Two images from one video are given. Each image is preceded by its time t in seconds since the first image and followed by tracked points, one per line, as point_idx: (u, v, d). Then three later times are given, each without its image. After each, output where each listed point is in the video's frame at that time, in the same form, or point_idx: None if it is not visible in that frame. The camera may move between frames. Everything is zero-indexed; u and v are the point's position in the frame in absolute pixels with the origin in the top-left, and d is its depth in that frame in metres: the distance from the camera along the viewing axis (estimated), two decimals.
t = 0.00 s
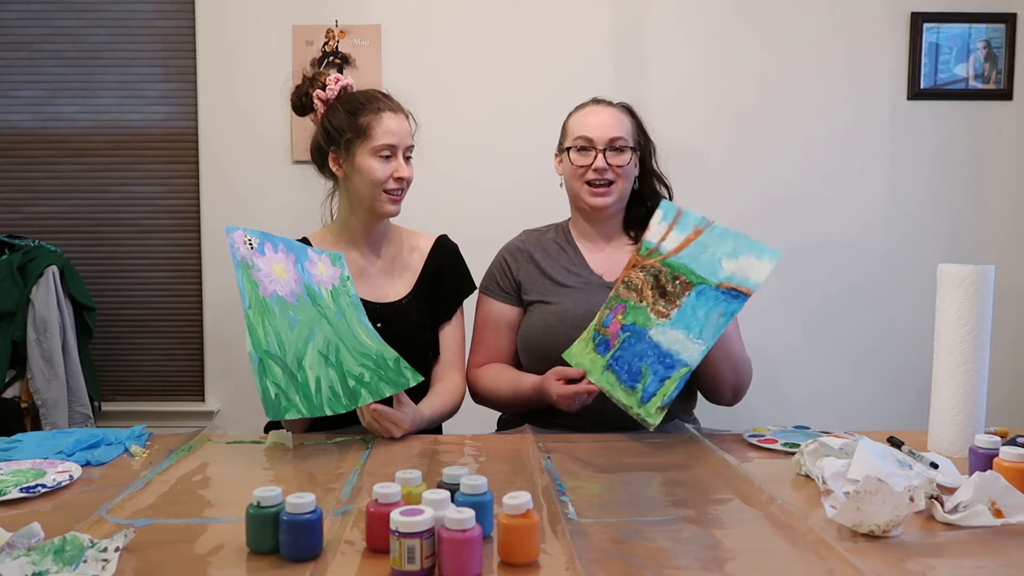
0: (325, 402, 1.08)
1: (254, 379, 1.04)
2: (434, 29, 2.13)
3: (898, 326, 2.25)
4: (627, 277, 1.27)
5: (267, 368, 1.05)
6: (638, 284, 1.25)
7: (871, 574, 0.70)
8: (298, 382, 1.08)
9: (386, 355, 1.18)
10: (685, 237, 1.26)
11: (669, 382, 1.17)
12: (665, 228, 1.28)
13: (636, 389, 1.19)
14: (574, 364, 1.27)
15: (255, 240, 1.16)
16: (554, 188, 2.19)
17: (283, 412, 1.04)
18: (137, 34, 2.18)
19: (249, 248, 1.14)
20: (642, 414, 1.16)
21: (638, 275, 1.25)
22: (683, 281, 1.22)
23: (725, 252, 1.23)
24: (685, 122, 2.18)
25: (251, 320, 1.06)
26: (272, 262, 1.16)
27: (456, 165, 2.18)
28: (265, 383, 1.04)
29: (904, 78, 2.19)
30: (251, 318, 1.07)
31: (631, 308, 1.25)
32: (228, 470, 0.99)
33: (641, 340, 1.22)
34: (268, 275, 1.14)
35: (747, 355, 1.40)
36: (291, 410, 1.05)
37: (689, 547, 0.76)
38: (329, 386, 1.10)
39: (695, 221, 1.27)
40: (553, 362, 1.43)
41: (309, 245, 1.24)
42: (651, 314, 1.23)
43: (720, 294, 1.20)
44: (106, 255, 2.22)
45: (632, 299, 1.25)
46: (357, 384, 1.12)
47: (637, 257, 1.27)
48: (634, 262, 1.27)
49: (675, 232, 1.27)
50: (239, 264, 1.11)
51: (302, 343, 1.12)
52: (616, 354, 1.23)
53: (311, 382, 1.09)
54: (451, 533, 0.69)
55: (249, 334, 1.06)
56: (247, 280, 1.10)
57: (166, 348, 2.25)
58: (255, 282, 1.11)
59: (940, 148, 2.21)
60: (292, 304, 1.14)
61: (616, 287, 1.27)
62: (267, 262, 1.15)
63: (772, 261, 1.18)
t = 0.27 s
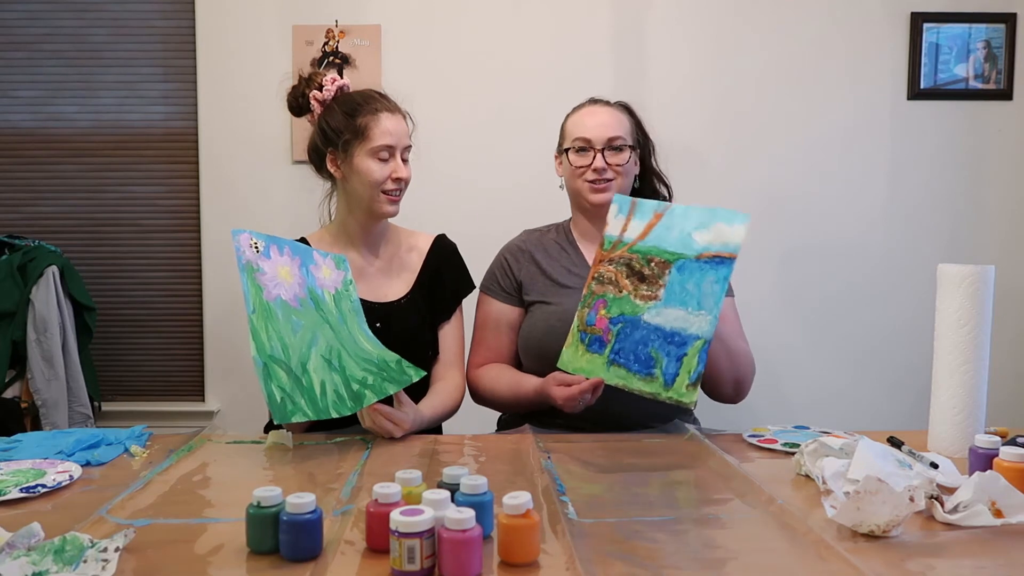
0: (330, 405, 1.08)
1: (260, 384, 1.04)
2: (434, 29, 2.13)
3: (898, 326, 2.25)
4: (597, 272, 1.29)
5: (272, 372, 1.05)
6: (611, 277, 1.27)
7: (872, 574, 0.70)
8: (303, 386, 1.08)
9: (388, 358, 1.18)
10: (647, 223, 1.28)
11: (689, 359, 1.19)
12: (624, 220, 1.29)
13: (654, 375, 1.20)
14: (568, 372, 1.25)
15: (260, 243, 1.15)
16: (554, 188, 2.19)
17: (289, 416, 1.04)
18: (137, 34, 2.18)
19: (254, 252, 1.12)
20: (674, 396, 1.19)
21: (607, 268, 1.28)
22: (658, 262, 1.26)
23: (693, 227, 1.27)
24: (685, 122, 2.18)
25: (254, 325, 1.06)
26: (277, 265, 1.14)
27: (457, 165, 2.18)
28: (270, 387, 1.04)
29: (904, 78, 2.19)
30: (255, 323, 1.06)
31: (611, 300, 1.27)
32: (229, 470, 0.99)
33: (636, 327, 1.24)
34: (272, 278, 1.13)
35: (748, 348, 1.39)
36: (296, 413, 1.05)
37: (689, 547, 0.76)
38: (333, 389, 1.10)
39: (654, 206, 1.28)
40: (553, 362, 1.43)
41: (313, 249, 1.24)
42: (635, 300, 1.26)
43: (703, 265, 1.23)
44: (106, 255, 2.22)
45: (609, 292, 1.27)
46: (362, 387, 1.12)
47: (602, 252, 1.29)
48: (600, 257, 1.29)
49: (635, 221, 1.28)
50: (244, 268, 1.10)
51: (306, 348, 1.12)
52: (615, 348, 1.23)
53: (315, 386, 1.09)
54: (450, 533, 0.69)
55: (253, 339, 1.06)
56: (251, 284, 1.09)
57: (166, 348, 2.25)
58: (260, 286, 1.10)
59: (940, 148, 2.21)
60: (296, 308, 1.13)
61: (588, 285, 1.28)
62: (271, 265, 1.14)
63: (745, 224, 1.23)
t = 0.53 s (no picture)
0: (327, 408, 1.08)
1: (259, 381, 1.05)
2: (434, 29, 2.14)
3: (898, 326, 2.25)
4: (577, 279, 1.29)
5: (272, 370, 1.06)
6: (592, 281, 1.28)
7: (872, 574, 0.70)
8: (302, 386, 1.08)
9: (392, 356, 1.16)
10: (617, 225, 1.30)
11: (682, 343, 1.19)
12: (596, 226, 1.30)
13: (651, 365, 1.20)
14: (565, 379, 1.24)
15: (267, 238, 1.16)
16: (555, 188, 2.19)
17: (285, 417, 1.04)
18: (137, 34, 2.18)
19: (261, 247, 1.14)
20: (673, 381, 1.19)
21: (587, 273, 1.28)
22: (635, 257, 1.27)
23: (664, 220, 1.28)
24: (685, 122, 2.18)
25: (259, 320, 1.08)
26: (281, 262, 1.16)
27: (457, 165, 2.18)
28: (269, 385, 1.05)
29: (904, 78, 2.19)
30: (259, 318, 1.08)
31: (595, 302, 1.27)
32: (229, 470, 0.99)
33: (625, 323, 1.24)
34: (278, 274, 1.14)
35: (746, 343, 1.38)
36: (293, 413, 1.05)
37: (689, 547, 0.76)
38: (331, 392, 1.10)
39: (621, 208, 1.30)
40: (553, 363, 1.42)
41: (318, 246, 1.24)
42: (620, 298, 1.26)
43: (678, 252, 1.24)
44: (106, 255, 2.22)
45: (593, 295, 1.27)
46: (360, 390, 1.12)
47: (579, 260, 1.30)
48: (579, 265, 1.29)
49: (607, 225, 1.30)
50: (250, 263, 1.11)
51: (308, 345, 1.12)
52: (608, 347, 1.23)
53: (314, 387, 1.09)
54: (451, 533, 0.69)
55: (257, 335, 1.07)
56: (257, 279, 1.11)
57: (166, 348, 2.25)
58: (266, 281, 1.12)
59: (940, 148, 2.21)
60: (300, 304, 1.14)
61: (571, 293, 1.28)
62: (277, 261, 1.15)
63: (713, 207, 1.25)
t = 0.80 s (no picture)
0: (322, 407, 1.08)
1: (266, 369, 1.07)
2: (434, 29, 2.14)
3: (898, 326, 2.26)
4: (575, 284, 1.31)
5: (278, 360, 1.08)
6: (589, 286, 1.29)
7: (872, 574, 0.70)
8: (302, 381, 1.09)
9: (390, 360, 1.14)
10: (610, 228, 1.30)
11: (681, 340, 1.20)
12: (588, 231, 1.32)
13: (653, 364, 1.20)
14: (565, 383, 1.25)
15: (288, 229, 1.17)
16: (554, 188, 2.19)
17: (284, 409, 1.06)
18: (137, 34, 2.18)
19: (282, 235, 1.15)
20: (677, 378, 1.18)
21: (583, 278, 1.30)
22: (629, 260, 1.27)
23: (653, 219, 1.28)
24: (685, 122, 2.18)
25: (274, 307, 1.09)
26: (296, 255, 1.17)
27: (457, 165, 2.18)
28: (274, 374, 1.07)
29: (903, 79, 2.19)
30: (273, 306, 1.09)
31: (594, 306, 1.27)
32: (229, 470, 0.99)
33: (624, 325, 1.24)
34: (292, 265, 1.15)
35: (746, 343, 1.38)
36: (291, 408, 1.07)
37: (689, 547, 0.76)
38: (326, 391, 1.10)
39: (611, 212, 1.31)
40: (553, 363, 1.42)
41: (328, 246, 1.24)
42: (618, 300, 1.26)
43: (670, 251, 1.24)
44: (106, 255, 2.22)
45: (591, 300, 1.28)
46: (355, 391, 1.11)
47: (575, 265, 1.32)
48: (576, 271, 1.31)
49: (598, 229, 1.31)
50: (272, 249, 1.13)
51: (312, 341, 1.12)
52: (608, 348, 1.23)
53: (312, 384, 1.10)
54: (451, 533, 0.69)
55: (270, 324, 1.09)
56: (275, 268, 1.12)
57: (166, 349, 2.25)
58: (282, 271, 1.13)
59: (940, 148, 2.21)
60: (309, 298, 1.15)
61: (569, 299, 1.30)
62: (291, 254, 1.16)
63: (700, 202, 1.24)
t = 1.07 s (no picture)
0: (332, 407, 1.07)
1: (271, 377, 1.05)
2: (434, 29, 2.14)
3: (898, 326, 2.26)
4: (574, 280, 1.29)
5: (283, 366, 1.06)
6: (589, 281, 1.28)
7: (872, 574, 0.70)
8: (308, 385, 1.08)
9: (393, 359, 1.17)
10: (612, 225, 1.30)
11: (687, 343, 1.20)
12: (589, 226, 1.31)
13: (658, 365, 1.20)
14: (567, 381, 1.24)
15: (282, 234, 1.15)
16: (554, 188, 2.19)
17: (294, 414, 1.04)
18: (137, 34, 2.18)
19: (278, 241, 1.13)
20: (683, 381, 1.19)
21: (583, 274, 1.29)
22: (633, 258, 1.27)
23: (658, 219, 1.29)
24: (685, 122, 2.18)
25: (274, 314, 1.07)
26: (294, 259, 1.15)
27: (457, 165, 2.18)
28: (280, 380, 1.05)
29: (903, 79, 2.19)
30: (273, 313, 1.07)
31: (595, 303, 1.27)
32: (229, 470, 0.99)
33: (627, 324, 1.24)
34: (291, 270, 1.14)
35: (746, 341, 1.38)
36: (300, 412, 1.05)
37: (689, 547, 0.76)
38: (335, 392, 1.09)
39: (615, 208, 1.30)
40: (552, 363, 1.42)
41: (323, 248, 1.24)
42: (620, 298, 1.26)
43: (677, 252, 1.25)
44: (106, 255, 2.22)
45: (592, 296, 1.28)
46: (363, 390, 1.11)
47: (575, 260, 1.30)
48: (576, 266, 1.30)
49: (600, 225, 1.30)
50: (268, 257, 1.11)
51: (315, 344, 1.12)
52: (612, 347, 1.23)
53: (319, 387, 1.09)
54: (451, 533, 0.69)
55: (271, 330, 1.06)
56: (273, 274, 1.10)
57: (166, 349, 2.25)
58: (281, 276, 1.11)
59: (940, 148, 2.21)
60: (310, 302, 1.14)
61: (569, 295, 1.28)
62: (289, 258, 1.15)
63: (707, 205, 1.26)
